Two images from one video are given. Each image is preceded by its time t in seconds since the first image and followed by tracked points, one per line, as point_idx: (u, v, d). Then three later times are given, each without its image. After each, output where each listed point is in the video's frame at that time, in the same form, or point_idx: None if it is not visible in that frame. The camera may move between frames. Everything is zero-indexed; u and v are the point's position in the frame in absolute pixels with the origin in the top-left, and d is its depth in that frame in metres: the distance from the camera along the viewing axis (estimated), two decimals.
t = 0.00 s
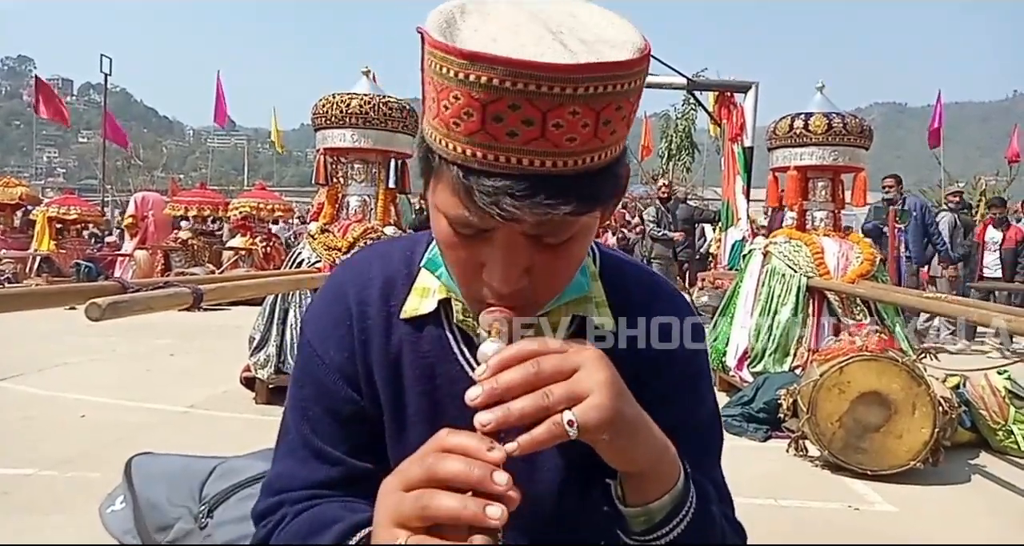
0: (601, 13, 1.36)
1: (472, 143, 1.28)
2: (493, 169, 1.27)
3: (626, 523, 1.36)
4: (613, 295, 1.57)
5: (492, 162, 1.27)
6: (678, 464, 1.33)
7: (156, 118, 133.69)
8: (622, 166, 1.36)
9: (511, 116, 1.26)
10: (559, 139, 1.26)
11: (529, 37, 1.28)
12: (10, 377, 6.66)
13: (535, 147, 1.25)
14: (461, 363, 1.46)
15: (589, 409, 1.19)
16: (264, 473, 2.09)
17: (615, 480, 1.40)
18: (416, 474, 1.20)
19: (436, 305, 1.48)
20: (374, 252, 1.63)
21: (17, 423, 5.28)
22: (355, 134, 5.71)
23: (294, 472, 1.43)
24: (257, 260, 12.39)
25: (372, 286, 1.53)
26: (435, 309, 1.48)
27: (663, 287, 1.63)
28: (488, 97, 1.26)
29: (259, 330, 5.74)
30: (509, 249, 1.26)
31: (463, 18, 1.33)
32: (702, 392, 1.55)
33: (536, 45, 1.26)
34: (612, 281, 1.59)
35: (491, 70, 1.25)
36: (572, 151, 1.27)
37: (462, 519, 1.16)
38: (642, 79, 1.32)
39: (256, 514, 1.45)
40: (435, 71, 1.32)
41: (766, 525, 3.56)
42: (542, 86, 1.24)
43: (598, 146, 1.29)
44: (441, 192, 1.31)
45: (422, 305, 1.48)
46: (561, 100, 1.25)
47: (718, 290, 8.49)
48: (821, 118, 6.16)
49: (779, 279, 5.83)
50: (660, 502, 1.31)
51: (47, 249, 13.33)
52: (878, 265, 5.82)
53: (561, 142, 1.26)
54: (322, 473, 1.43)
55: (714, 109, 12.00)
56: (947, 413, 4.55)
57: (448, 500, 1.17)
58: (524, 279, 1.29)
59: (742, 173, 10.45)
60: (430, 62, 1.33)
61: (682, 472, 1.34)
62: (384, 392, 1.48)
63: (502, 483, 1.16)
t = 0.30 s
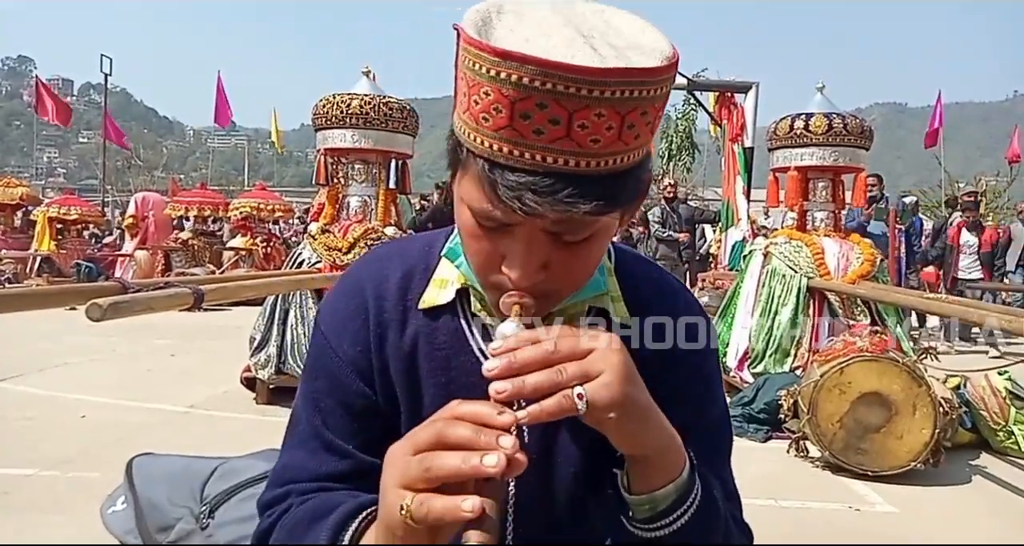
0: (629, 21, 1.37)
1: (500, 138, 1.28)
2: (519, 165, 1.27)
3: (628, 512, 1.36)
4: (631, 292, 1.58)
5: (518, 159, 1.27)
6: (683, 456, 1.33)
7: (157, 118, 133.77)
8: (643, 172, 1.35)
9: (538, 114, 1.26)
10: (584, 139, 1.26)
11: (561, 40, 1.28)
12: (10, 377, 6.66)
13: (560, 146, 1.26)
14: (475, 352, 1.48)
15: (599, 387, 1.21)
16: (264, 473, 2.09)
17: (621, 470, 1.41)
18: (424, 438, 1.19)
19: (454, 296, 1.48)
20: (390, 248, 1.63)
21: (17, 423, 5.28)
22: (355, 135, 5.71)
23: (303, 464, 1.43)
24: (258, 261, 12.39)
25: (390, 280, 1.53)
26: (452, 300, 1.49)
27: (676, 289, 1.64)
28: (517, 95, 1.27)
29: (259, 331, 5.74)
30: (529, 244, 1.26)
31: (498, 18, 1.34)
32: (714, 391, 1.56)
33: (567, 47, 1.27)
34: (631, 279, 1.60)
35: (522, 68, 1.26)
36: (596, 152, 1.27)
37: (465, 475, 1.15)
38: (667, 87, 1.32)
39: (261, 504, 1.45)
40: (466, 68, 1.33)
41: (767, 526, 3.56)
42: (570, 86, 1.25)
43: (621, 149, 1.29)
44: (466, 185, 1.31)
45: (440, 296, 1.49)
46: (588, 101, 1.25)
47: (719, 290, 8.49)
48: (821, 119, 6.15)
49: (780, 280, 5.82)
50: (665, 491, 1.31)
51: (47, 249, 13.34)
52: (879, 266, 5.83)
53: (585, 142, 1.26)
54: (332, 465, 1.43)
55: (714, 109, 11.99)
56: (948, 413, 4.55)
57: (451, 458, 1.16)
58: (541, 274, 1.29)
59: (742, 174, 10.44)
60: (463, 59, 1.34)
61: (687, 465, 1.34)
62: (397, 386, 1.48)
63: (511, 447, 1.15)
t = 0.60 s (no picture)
0: (672, 27, 1.39)
1: (534, 126, 1.32)
2: (549, 154, 1.30)
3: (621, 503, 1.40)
4: (648, 291, 1.60)
5: (548, 148, 1.31)
6: (670, 445, 1.38)
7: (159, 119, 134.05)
8: (666, 177, 1.38)
9: (572, 108, 1.29)
10: (614, 136, 1.29)
11: (604, 39, 1.31)
12: (14, 378, 6.69)
13: (590, 140, 1.29)
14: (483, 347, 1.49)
15: (595, 359, 1.26)
16: (266, 474, 2.11)
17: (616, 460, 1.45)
18: (423, 396, 1.24)
19: (472, 294, 1.49)
20: (415, 249, 1.65)
21: (21, 423, 5.30)
22: (358, 136, 5.73)
23: (316, 459, 1.47)
24: (260, 262, 12.41)
25: (410, 278, 1.55)
26: (470, 299, 1.50)
27: (689, 292, 1.66)
28: (555, 86, 1.30)
29: (262, 331, 5.75)
30: (548, 232, 1.30)
31: (548, 10, 1.38)
32: (722, 394, 1.57)
33: (608, 48, 1.30)
34: (649, 277, 1.62)
35: (564, 62, 1.29)
36: (623, 150, 1.30)
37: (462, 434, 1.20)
38: (700, 97, 1.35)
39: (274, 492, 1.51)
40: (510, 54, 1.37)
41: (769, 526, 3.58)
42: (605, 84, 1.28)
43: (648, 151, 1.32)
44: (496, 169, 1.36)
45: (459, 294, 1.50)
46: (622, 101, 1.28)
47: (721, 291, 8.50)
48: (821, 120, 6.16)
49: (781, 281, 5.83)
50: (651, 479, 1.36)
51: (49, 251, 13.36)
52: (880, 267, 5.87)
53: (614, 140, 1.29)
54: (341, 463, 1.45)
55: (714, 111, 11.98)
56: (949, 413, 4.57)
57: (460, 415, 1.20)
58: (554, 261, 1.32)
59: (744, 175, 10.46)
60: (508, 45, 1.37)
61: (675, 454, 1.39)
62: (412, 386, 1.50)
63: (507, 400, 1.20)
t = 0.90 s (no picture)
0: (667, 25, 1.36)
1: (528, 131, 1.29)
2: (545, 158, 1.28)
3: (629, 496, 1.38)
4: (649, 291, 1.57)
5: (544, 152, 1.29)
6: (680, 440, 1.35)
7: (158, 120, 134.01)
8: (663, 178, 1.35)
9: (566, 112, 1.27)
10: (608, 139, 1.26)
11: (597, 41, 1.29)
12: (11, 380, 6.66)
13: (585, 144, 1.27)
14: (490, 343, 1.47)
15: (607, 351, 1.25)
16: (264, 476, 2.08)
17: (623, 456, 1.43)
18: (438, 387, 1.22)
19: (475, 293, 1.48)
20: (417, 245, 1.61)
21: (19, 424, 5.27)
22: (356, 136, 5.70)
23: (322, 451, 1.43)
24: (258, 262, 12.38)
25: (413, 277, 1.52)
26: (473, 297, 1.48)
27: (688, 290, 1.62)
28: (548, 91, 1.28)
29: (260, 333, 5.72)
30: (546, 236, 1.27)
31: (541, 14, 1.35)
32: (724, 390, 1.54)
33: (601, 49, 1.28)
34: (650, 277, 1.59)
35: (556, 67, 1.27)
36: (619, 154, 1.27)
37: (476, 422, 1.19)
38: (695, 96, 1.32)
39: (278, 486, 1.48)
40: (504, 60, 1.34)
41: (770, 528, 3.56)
42: (599, 88, 1.26)
43: (643, 153, 1.29)
44: (493, 173, 1.33)
45: (461, 292, 1.48)
46: (616, 104, 1.26)
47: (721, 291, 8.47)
48: (822, 120, 6.13)
49: (782, 282, 5.81)
50: (660, 474, 1.33)
51: (48, 252, 13.33)
52: (881, 267, 5.84)
53: (609, 143, 1.26)
54: (346, 456, 1.42)
55: (715, 111, 11.96)
56: (950, 415, 4.54)
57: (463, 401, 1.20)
58: (555, 264, 1.31)
59: (745, 175, 10.43)
60: (502, 52, 1.35)
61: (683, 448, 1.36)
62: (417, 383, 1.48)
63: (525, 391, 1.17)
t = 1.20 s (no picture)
0: (652, 20, 1.33)
1: (505, 136, 1.28)
2: (523, 163, 1.27)
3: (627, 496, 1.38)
4: (643, 290, 1.57)
5: (522, 157, 1.27)
6: (677, 440, 1.35)
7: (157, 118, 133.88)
8: (648, 177, 1.34)
9: (543, 116, 1.26)
10: (587, 142, 1.25)
11: (573, 41, 1.27)
12: (11, 378, 6.66)
13: (564, 147, 1.25)
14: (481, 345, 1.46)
15: (605, 355, 1.24)
16: (264, 473, 2.07)
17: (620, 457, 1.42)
18: (435, 398, 1.22)
19: (466, 295, 1.46)
20: (410, 246, 1.61)
21: (18, 423, 5.27)
22: (355, 134, 5.70)
23: (315, 457, 1.43)
24: (257, 261, 12.38)
25: (404, 279, 1.52)
26: (464, 300, 1.47)
27: (684, 289, 1.62)
28: (523, 96, 1.26)
29: (259, 331, 5.72)
30: (529, 241, 1.27)
31: (517, 14, 1.33)
32: (720, 390, 1.54)
33: (576, 51, 1.26)
34: (643, 275, 1.59)
35: (530, 71, 1.25)
36: (598, 156, 1.26)
37: (468, 432, 1.18)
38: (676, 93, 1.30)
39: (272, 492, 1.47)
40: (479, 65, 1.33)
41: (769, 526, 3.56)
42: (574, 91, 1.24)
43: (624, 153, 1.28)
44: (474, 178, 1.32)
45: (451, 295, 1.47)
46: (593, 106, 1.24)
47: (720, 290, 8.47)
48: (822, 118, 6.13)
49: (781, 279, 5.80)
50: (658, 475, 1.33)
51: (47, 249, 13.33)
52: (881, 265, 5.83)
53: (588, 146, 1.25)
54: (339, 461, 1.42)
55: (715, 108, 11.96)
56: (950, 413, 4.54)
57: (456, 415, 1.19)
58: (541, 268, 1.30)
59: (744, 173, 10.43)
60: (477, 56, 1.34)
61: (682, 448, 1.36)
62: (408, 385, 1.47)
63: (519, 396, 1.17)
